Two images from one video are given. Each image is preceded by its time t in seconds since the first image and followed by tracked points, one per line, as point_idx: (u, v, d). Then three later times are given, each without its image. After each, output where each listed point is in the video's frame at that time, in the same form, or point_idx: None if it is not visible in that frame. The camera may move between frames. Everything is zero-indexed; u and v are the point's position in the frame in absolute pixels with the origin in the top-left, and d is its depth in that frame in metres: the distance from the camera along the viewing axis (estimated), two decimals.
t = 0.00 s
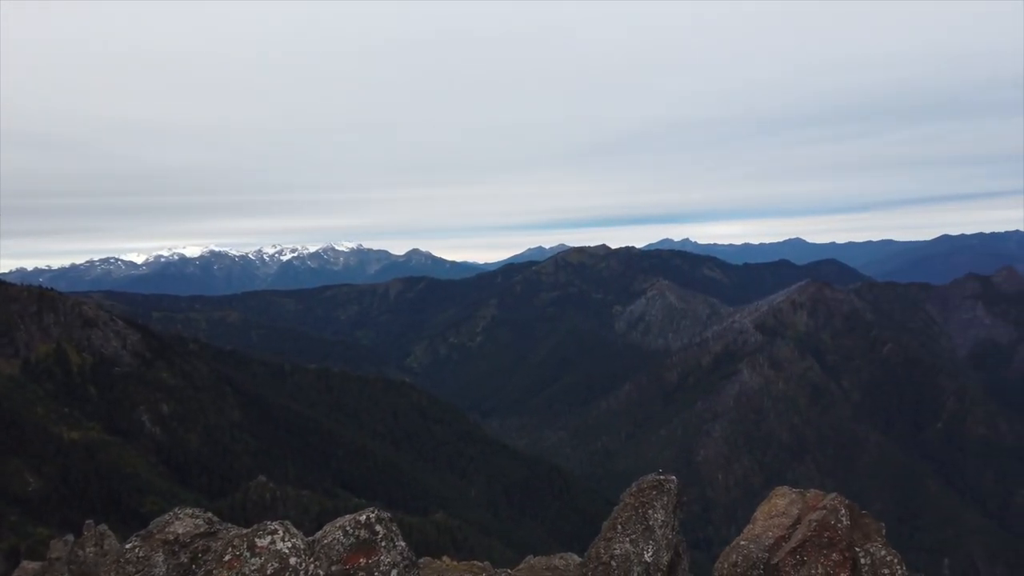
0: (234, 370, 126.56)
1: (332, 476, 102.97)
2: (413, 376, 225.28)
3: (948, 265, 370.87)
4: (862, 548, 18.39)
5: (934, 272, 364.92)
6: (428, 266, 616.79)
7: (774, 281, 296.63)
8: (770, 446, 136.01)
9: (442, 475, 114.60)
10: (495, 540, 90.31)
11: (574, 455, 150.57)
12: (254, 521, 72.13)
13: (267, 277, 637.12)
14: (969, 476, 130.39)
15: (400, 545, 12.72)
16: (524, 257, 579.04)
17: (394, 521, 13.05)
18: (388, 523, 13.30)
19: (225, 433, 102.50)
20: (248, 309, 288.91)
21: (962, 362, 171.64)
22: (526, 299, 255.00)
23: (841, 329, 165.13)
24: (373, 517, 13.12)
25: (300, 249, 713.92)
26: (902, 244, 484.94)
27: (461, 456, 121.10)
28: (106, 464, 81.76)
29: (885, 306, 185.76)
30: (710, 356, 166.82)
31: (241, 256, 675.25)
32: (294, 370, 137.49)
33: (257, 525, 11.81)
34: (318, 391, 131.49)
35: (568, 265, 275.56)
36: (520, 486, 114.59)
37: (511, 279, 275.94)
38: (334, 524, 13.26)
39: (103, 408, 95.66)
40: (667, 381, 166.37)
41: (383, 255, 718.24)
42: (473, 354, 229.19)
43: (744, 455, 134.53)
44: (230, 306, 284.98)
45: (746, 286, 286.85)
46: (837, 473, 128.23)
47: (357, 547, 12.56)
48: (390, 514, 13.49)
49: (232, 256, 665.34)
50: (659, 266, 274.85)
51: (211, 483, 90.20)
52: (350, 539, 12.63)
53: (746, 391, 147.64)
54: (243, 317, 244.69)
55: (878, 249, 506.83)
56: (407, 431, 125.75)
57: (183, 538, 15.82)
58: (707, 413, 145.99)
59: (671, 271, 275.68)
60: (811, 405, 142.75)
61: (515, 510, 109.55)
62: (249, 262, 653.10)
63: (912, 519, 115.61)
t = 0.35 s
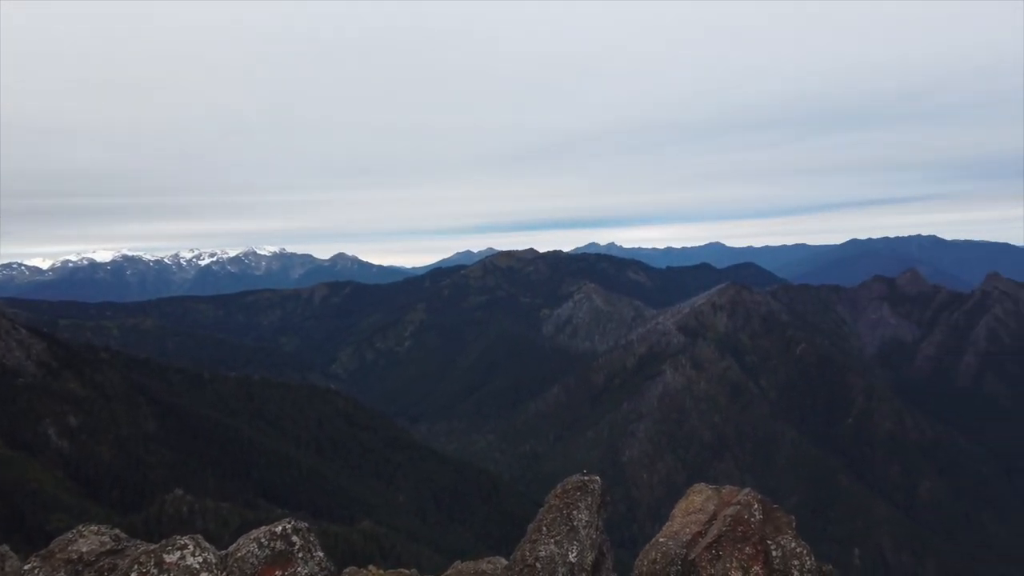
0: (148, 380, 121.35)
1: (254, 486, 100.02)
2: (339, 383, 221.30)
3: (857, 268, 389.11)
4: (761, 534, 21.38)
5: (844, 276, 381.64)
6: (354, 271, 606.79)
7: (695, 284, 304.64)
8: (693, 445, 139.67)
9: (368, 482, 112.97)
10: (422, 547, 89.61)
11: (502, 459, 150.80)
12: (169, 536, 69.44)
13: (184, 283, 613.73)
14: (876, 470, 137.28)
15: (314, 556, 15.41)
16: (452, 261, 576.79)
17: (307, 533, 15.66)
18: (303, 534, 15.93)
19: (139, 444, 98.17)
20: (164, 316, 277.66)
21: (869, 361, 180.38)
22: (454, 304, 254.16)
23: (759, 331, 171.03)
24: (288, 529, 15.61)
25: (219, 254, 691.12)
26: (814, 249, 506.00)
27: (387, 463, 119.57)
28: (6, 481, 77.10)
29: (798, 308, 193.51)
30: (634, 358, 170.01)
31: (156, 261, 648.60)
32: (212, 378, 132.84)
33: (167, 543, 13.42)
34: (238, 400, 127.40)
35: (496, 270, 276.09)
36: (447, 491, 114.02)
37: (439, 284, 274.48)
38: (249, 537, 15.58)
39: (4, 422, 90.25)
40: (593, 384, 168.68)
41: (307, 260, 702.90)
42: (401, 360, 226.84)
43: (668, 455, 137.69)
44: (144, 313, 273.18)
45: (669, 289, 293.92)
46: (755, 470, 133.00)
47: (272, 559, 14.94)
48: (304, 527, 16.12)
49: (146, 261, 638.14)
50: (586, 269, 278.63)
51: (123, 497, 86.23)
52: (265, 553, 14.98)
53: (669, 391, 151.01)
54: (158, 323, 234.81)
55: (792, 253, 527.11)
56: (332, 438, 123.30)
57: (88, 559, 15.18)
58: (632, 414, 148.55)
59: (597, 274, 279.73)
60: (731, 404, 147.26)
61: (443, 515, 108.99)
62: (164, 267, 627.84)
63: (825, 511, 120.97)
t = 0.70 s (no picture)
0: (19, 388, 112.86)
1: (140, 500, 94.86)
2: (234, 389, 213.16)
3: (746, 273, 408.30)
4: (658, 533, 30.74)
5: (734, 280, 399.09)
6: (250, 273, 584.64)
7: (596, 287, 311.42)
8: (593, 445, 142.96)
9: (262, 490, 109.23)
10: (321, 555, 87.68)
11: (404, 463, 149.46)
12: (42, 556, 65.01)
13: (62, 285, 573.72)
14: (763, 463, 144.98)
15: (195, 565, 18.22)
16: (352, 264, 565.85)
17: (188, 546, 18.41)
18: (183, 546, 18.71)
19: (9, 459, 91.24)
20: (39, 321, 258.81)
21: (757, 361, 190.08)
22: (356, 307, 249.68)
23: (655, 332, 176.84)
24: (169, 544, 18.40)
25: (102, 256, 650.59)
26: (708, 254, 526.43)
27: (285, 470, 116.28)
28: None
29: (692, 310, 201.47)
30: (537, 359, 172.26)
31: (29, 262, 603.29)
32: (93, 386, 125.06)
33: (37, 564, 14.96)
34: (123, 409, 120.51)
35: (399, 272, 273.14)
36: (348, 497, 112.01)
37: (340, 286, 268.97)
38: (130, 552, 18.34)
39: None
40: (496, 386, 169.65)
41: (200, 262, 672.19)
42: (300, 365, 220.80)
43: (569, 454, 140.39)
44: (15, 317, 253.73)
45: (571, 291, 299.47)
46: (651, 467, 137.61)
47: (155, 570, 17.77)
48: (184, 539, 18.93)
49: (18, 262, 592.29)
50: (489, 272, 279.95)
51: None
52: (147, 567, 17.78)
53: (570, 392, 153.85)
54: (32, 328, 218.53)
55: (687, 258, 546.42)
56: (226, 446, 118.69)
57: None
58: (534, 415, 150.36)
59: (500, 277, 281.52)
60: (629, 404, 151.67)
61: (343, 522, 107.10)
62: (39, 269, 584.83)
63: (717, 503, 126.67)
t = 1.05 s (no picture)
0: None
1: (43, 508, 89.71)
2: (145, 392, 204.28)
3: (666, 271, 419.06)
4: (579, 527, 31.42)
5: (654, 279, 409.20)
6: (161, 270, 561.26)
7: (520, 285, 313.54)
8: (517, 442, 144.05)
9: (175, 495, 105.12)
10: (240, 561, 85.27)
11: (326, 464, 146.80)
12: None
13: None
14: (682, 456, 149.32)
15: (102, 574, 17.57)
16: (271, 261, 551.37)
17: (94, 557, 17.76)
18: (88, 555, 18.04)
19: None
20: None
21: (676, 358, 195.71)
22: (275, 305, 243.38)
23: (578, 329, 179.33)
24: (72, 554, 17.63)
25: None
26: (628, 253, 537.56)
27: (201, 474, 112.27)
28: None
29: (613, 308, 205.29)
30: (462, 358, 172.04)
31: None
32: None
33: None
34: (22, 413, 113.53)
35: (320, 270, 267.71)
36: (268, 500, 109.21)
37: (258, 285, 261.55)
38: (27, 564, 17.46)
39: None
40: (421, 385, 168.51)
41: (106, 258, 640.49)
42: (216, 365, 213.52)
43: (494, 452, 140.99)
44: None
45: (495, 290, 300.51)
46: (575, 462, 139.65)
47: None
48: (89, 548, 18.22)
49: None
50: (413, 270, 277.82)
51: None
52: None
53: (496, 390, 154.36)
54: None
55: (608, 257, 556.66)
56: (137, 451, 113.59)
57: None
58: (459, 413, 150.02)
59: (424, 275, 279.97)
60: (553, 401, 153.45)
61: (263, 526, 104.37)
62: None
63: (638, 497, 129.70)
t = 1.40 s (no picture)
0: None
1: None
2: (91, 393, 198.60)
3: (621, 270, 423.26)
4: (534, 524, 31.63)
5: (610, 278, 413.12)
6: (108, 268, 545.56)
7: (477, 283, 313.43)
8: (475, 439, 144.06)
9: (122, 498, 102.20)
10: (190, 565, 83.60)
11: (280, 465, 144.80)
12: None
13: None
14: (638, 453, 151.59)
15: None
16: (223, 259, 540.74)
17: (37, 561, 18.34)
18: (31, 560, 18.59)
19: None
20: None
21: (632, 355, 198.27)
22: (228, 304, 238.88)
23: (535, 328, 180.08)
24: (14, 560, 18.17)
25: None
26: (585, 252, 541.43)
27: (150, 477, 109.62)
28: None
29: (570, 306, 206.58)
30: (418, 356, 171.19)
31: None
32: None
33: None
34: None
35: (274, 267, 263.48)
36: (220, 502, 107.27)
37: (210, 282, 256.36)
38: None
39: None
40: (377, 384, 167.17)
41: (49, 255, 619.59)
42: (166, 364, 208.72)
43: (451, 450, 140.73)
44: None
45: (453, 288, 299.93)
46: (531, 460, 140.20)
47: None
48: (31, 553, 18.78)
49: None
50: (368, 269, 275.55)
51: None
52: None
53: (453, 388, 153.95)
54: None
55: (566, 255, 560.01)
56: (83, 454, 110.36)
57: None
58: (416, 411, 149.33)
59: (381, 273, 278.03)
60: (510, 398, 153.88)
61: (215, 529, 102.48)
62: None
63: (594, 494, 130.86)
